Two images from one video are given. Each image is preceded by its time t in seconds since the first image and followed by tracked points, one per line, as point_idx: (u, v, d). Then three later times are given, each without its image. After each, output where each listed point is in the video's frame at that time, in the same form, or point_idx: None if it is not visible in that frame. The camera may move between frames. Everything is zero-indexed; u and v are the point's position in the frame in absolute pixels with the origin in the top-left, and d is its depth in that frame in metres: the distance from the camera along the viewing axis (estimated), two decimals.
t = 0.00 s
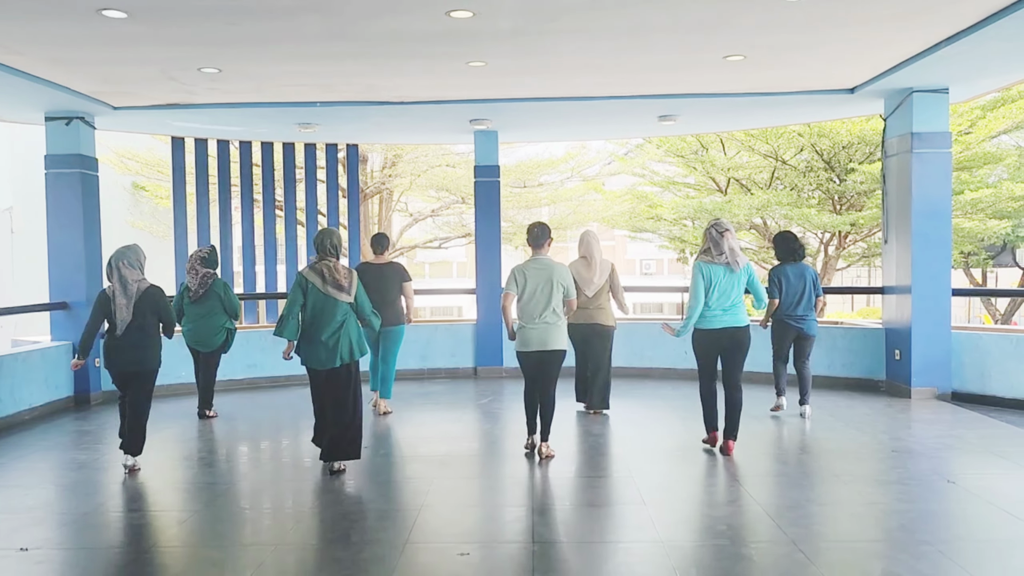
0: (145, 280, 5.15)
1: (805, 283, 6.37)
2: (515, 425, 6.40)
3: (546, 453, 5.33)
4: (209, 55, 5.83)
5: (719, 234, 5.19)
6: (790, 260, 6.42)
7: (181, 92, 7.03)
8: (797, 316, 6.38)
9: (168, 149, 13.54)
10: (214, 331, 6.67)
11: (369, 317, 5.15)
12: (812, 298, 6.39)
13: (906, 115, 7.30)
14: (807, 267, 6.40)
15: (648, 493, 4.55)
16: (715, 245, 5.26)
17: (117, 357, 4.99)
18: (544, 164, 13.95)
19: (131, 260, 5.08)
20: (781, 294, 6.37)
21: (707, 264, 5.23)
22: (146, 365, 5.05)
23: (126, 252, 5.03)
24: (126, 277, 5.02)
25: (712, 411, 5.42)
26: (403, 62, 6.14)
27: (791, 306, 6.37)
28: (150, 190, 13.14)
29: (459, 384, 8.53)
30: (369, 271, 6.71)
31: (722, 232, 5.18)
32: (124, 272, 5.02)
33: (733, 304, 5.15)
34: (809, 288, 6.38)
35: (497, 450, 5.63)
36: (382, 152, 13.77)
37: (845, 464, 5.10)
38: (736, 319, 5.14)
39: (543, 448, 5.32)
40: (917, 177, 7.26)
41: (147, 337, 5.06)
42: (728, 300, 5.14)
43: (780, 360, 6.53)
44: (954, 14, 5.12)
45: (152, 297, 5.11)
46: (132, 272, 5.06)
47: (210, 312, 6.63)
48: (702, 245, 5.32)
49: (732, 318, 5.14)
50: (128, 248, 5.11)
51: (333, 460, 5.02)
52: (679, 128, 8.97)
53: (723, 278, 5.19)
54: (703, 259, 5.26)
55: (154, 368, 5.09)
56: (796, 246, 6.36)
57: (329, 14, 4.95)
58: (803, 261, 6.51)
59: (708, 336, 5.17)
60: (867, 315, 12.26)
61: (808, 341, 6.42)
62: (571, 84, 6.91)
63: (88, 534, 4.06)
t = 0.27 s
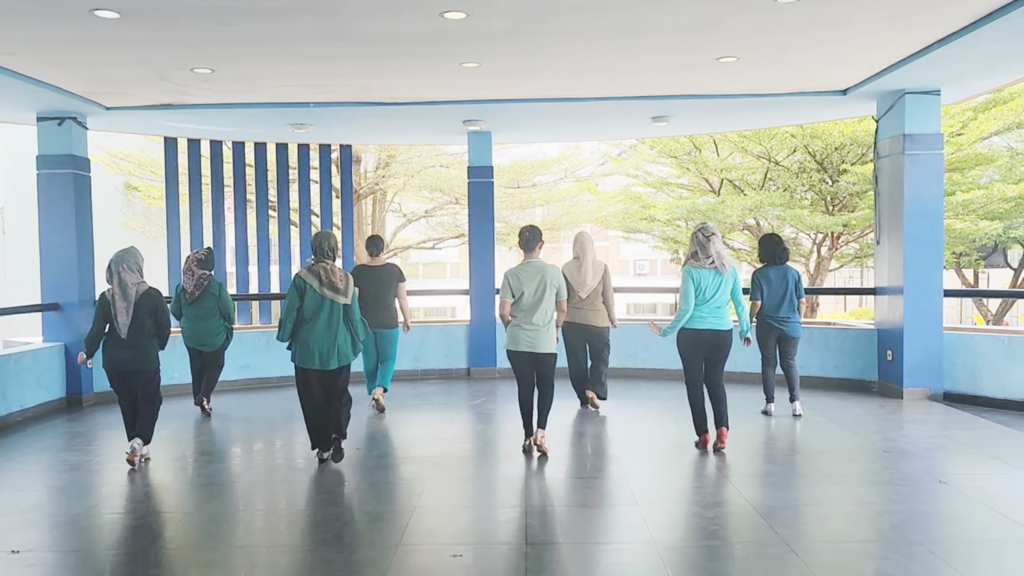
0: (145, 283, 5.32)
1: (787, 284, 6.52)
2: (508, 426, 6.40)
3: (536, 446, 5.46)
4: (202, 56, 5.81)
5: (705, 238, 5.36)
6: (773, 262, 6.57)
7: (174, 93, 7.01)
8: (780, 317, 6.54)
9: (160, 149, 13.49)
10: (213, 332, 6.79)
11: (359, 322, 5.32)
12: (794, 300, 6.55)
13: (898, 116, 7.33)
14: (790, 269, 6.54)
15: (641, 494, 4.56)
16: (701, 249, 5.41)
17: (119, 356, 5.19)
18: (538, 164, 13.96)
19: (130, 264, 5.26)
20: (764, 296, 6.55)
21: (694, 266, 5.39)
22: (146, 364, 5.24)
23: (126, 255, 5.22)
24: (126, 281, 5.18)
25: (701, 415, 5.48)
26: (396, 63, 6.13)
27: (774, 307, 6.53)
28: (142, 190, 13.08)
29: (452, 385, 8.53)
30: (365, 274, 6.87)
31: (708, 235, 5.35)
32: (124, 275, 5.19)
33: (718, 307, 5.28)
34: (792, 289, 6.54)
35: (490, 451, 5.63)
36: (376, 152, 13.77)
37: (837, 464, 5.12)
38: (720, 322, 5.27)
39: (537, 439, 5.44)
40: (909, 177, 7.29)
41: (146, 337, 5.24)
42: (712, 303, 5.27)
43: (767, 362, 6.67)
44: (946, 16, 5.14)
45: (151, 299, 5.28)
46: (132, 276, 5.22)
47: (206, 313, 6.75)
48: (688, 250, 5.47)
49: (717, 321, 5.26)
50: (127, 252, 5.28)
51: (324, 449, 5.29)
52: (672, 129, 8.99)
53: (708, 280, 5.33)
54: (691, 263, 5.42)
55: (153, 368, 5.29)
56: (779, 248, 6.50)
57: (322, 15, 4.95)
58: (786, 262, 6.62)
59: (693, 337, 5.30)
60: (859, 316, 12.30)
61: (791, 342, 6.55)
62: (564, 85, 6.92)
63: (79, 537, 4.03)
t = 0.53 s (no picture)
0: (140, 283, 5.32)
1: (776, 282, 6.58)
2: (504, 426, 6.40)
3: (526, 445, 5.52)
4: (196, 56, 5.80)
5: (694, 236, 5.62)
6: (763, 263, 6.64)
7: (169, 93, 7.00)
8: (768, 314, 6.63)
9: (155, 148, 13.46)
10: (213, 328, 7.05)
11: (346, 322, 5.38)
12: (782, 297, 6.61)
13: (892, 116, 7.35)
14: (780, 268, 6.59)
15: (636, 493, 4.57)
16: (690, 248, 5.68)
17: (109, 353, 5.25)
18: (533, 164, 13.98)
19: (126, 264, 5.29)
20: (754, 294, 6.64)
21: (681, 264, 5.66)
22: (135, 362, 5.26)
23: (120, 255, 5.26)
24: (118, 279, 5.22)
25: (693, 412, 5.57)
26: (391, 63, 6.13)
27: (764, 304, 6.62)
28: (137, 190, 13.05)
29: (448, 385, 8.53)
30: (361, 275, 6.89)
31: (697, 234, 5.61)
32: (116, 273, 5.22)
33: (709, 304, 5.50)
34: (781, 288, 6.61)
35: (485, 451, 5.63)
36: (371, 152, 13.76)
37: (831, 463, 5.13)
38: (712, 318, 5.50)
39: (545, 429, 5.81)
40: (902, 178, 7.31)
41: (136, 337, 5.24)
42: (700, 300, 5.51)
43: (762, 361, 6.73)
44: (940, 17, 5.16)
45: (143, 299, 5.26)
46: (125, 275, 5.25)
47: (206, 312, 6.97)
48: (679, 247, 5.76)
49: (708, 317, 5.48)
50: (125, 252, 5.32)
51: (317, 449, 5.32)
52: (667, 130, 9.01)
53: (697, 278, 5.55)
54: (678, 260, 5.69)
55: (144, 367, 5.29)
56: (770, 249, 6.56)
57: (316, 15, 4.94)
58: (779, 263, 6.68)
59: (686, 333, 5.50)
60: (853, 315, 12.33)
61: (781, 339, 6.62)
62: (559, 85, 6.92)
63: (74, 537, 4.03)
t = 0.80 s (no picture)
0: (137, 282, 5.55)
1: (776, 283, 6.60)
2: (502, 426, 6.40)
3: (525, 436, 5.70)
4: (193, 56, 5.80)
5: (687, 238, 5.62)
6: (764, 264, 6.67)
7: (166, 92, 6.99)
8: (768, 314, 6.63)
9: (152, 148, 13.44)
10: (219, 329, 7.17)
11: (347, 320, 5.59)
12: (782, 297, 6.62)
13: (890, 116, 7.35)
14: (780, 268, 6.61)
15: (634, 492, 4.57)
16: (682, 248, 5.68)
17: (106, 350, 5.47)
18: (531, 164, 13.98)
19: (121, 264, 5.50)
20: (755, 294, 6.65)
21: (675, 265, 5.68)
22: (132, 359, 5.48)
23: (116, 256, 5.47)
24: (115, 280, 5.43)
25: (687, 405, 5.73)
26: (389, 63, 6.13)
27: (763, 304, 6.62)
28: (134, 190, 13.03)
29: (446, 385, 8.53)
30: (363, 275, 7.11)
31: (689, 236, 5.60)
32: (113, 274, 5.44)
33: (702, 303, 5.57)
34: (781, 288, 6.62)
35: (483, 450, 5.64)
36: (370, 152, 13.75)
37: (829, 463, 5.14)
38: (705, 318, 5.56)
39: (543, 429, 5.87)
40: (900, 177, 7.31)
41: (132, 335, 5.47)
42: (695, 299, 5.57)
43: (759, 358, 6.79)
44: (937, 16, 5.16)
45: (140, 298, 5.49)
46: (121, 275, 5.47)
47: (213, 311, 7.13)
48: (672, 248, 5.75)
49: (701, 317, 5.55)
50: (122, 253, 5.53)
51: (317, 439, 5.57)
52: (665, 129, 9.01)
53: (688, 278, 5.61)
54: (672, 260, 5.70)
55: (144, 363, 5.52)
56: (771, 249, 6.61)
57: (313, 15, 4.94)
58: (778, 262, 6.72)
59: (680, 333, 5.59)
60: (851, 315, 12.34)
61: (781, 338, 6.65)
62: (557, 85, 6.92)
63: (71, 538, 4.02)
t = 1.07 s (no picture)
0: (135, 278, 5.58)
1: (777, 280, 6.62)
2: (503, 426, 6.40)
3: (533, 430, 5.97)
4: (195, 55, 5.80)
5: (684, 236, 5.70)
6: (766, 260, 6.66)
7: (168, 92, 6.99)
8: (769, 311, 6.65)
9: (155, 148, 13.45)
10: (229, 326, 7.29)
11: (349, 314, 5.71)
12: (783, 295, 6.65)
13: (892, 115, 7.34)
14: (781, 267, 6.63)
15: (635, 492, 4.57)
16: (681, 247, 5.75)
17: (105, 345, 5.53)
18: (533, 164, 13.99)
19: (120, 261, 5.52)
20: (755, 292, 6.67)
21: (675, 263, 5.73)
22: (130, 355, 5.54)
23: (116, 253, 5.48)
24: (113, 276, 5.45)
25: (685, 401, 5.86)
26: (391, 62, 6.13)
27: (764, 302, 6.64)
28: (137, 189, 13.05)
29: (448, 384, 8.53)
30: (367, 273, 7.20)
31: (687, 233, 5.68)
32: (112, 270, 5.45)
33: (698, 300, 5.62)
34: (782, 285, 6.64)
35: (484, 449, 5.64)
36: (371, 151, 13.75)
37: (830, 462, 5.13)
38: (700, 314, 5.60)
39: (545, 428, 5.83)
40: (902, 176, 7.31)
41: (131, 330, 5.53)
42: (692, 296, 5.61)
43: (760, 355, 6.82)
44: (939, 15, 5.15)
45: (138, 295, 5.53)
46: (120, 271, 5.49)
47: (223, 307, 7.24)
48: (670, 247, 5.81)
49: (696, 313, 5.59)
50: (120, 250, 5.56)
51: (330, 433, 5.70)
52: (667, 128, 9.00)
53: (689, 275, 5.67)
54: (672, 259, 5.75)
55: (141, 358, 5.59)
56: (773, 247, 6.60)
57: (315, 14, 4.94)
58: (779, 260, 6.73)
59: (675, 329, 5.64)
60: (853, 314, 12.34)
61: (782, 334, 6.68)
62: (559, 84, 6.92)
63: (73, 537, 4.02)
